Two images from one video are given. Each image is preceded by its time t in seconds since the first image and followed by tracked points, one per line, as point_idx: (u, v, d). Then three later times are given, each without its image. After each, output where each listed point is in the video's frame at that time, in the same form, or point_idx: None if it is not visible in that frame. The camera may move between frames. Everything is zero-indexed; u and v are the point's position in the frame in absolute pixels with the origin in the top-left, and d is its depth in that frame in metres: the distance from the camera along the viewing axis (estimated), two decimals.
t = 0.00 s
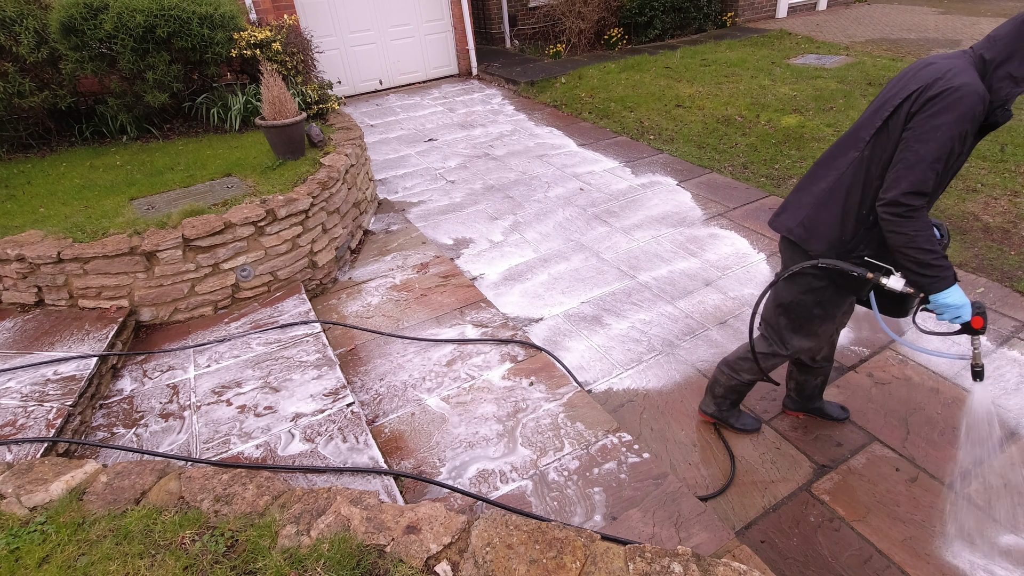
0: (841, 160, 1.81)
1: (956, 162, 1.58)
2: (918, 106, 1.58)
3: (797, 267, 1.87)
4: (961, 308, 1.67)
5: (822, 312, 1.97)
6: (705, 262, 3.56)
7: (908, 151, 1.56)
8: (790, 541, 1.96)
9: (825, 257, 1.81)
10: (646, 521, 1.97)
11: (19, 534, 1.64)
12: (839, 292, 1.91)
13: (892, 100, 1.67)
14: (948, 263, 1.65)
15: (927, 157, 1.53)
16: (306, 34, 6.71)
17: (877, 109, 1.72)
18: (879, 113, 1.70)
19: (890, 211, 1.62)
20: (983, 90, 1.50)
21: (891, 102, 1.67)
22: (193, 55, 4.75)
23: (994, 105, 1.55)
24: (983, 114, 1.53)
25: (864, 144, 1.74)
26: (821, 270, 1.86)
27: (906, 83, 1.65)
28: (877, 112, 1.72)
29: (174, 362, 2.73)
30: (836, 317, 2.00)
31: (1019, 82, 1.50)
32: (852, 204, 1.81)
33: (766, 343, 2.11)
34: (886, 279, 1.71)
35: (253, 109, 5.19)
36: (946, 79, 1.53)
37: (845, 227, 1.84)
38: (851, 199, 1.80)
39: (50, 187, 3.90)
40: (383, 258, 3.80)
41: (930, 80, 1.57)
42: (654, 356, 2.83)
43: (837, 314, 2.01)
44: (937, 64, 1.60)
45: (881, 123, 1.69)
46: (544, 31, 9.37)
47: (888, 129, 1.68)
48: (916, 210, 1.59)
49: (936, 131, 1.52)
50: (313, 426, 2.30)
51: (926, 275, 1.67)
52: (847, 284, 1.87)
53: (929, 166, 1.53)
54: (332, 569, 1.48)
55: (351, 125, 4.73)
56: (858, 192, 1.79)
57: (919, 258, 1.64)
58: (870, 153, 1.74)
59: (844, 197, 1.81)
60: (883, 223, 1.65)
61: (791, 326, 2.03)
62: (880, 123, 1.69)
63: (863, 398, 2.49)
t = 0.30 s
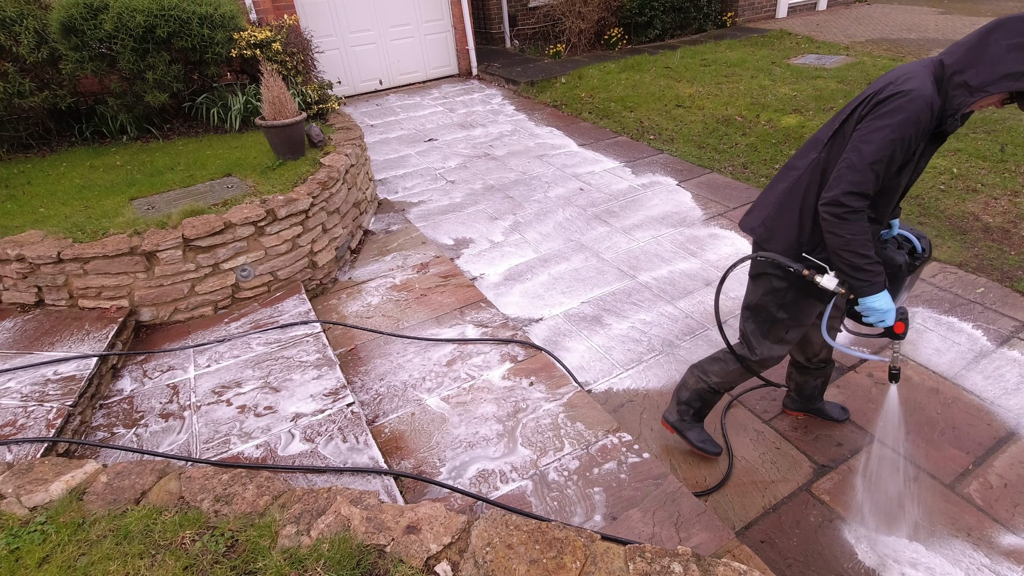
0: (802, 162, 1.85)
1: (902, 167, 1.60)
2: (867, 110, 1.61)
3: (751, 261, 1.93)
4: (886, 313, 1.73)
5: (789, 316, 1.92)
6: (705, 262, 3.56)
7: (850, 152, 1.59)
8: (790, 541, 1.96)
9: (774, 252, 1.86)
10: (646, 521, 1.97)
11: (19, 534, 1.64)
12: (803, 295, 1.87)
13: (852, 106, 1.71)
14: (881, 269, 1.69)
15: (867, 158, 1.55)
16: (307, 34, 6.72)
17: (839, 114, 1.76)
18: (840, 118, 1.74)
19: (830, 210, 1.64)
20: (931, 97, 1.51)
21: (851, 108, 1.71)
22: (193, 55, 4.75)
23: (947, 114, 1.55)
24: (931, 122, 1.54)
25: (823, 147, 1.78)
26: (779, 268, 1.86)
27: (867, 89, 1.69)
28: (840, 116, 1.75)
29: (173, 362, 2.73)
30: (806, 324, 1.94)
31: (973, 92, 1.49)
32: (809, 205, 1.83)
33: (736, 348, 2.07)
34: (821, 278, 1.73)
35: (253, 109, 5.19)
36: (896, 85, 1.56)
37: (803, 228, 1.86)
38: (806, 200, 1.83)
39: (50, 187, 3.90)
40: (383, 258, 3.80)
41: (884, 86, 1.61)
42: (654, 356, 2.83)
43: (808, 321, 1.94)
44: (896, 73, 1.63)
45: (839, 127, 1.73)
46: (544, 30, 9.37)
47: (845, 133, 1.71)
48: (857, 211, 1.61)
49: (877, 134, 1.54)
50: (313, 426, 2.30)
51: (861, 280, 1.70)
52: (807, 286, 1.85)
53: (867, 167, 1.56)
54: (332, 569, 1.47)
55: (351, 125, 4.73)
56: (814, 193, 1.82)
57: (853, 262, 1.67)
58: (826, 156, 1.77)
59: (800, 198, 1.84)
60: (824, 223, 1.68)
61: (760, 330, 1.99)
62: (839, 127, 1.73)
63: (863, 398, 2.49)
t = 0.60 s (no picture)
0: (748, 187, 1.78)
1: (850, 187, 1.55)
2: (808, 133, 1.55)
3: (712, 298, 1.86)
4: (858, 343, 1.63)
5: (760, 344, 1.89)
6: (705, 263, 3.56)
7: (797, 178, 1.53)
8: (790, 542, 1.96)
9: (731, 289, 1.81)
10: (646, 522, 1.97)
11: (19, 534, 1.64)
12: (775, 324, 1.84)
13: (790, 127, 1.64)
14: (846, 296, 1.60)
15: (816, 185, 1.49)
16: (307, 34, 6.72)
17: (778, 136, 1.70)
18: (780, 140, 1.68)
19: (786, 241, 1.57)
20: (870, 118, 1.47)
21: (789, 130, 1.65)
22: (193, 55, 4.75)
23: (886, 132, 1.53)
24: (873, 140, 1.50)
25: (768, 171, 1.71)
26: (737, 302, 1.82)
27: (803, 110, 1.63)
28: (779, 138, 1.69)
29: (173, 362, 2.73)
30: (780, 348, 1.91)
31: (908, 110, 1.47)
32: (763, 233, 1.76)
33: (714, 383, 2.03)
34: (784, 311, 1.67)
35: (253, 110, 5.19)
36: (834, 106, 1.51)
37: (759, 257, 1.80)
38: (760, 228, 1.76)
39: (50, 187, 3.91)
40: (383, 258, 3.80)
41: (821, 106, 1.55)
42: (654, 356, 2.83)
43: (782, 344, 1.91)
44: (829, 91, 1.58)
45: (781, 151, 1.66)
46: (544, 30, 9.37)
47: (788, 156, 1.65)
48: (812, 239, 1.55)
49: (822, 158, 1.49)
50: (313, 426, 2.30)
51: (825, 310, 1.61)
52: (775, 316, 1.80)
53: (818, 192, 1.50)
54: (332, 569, 1.47)
55: (351, 125, 4.74)
56: (766, 221, 1.75)
57: (815, 292, 1.60)
58: (773, 181, 1.70)
59: (754, 226, 1.76)
60: (780, 253, 1.60)
61: (735, 361, 1.96)
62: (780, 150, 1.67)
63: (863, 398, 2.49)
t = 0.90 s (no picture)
0: (708, 187, 1.74)
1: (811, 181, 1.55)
2: (768, 128, 1.54)
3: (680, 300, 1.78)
4: (835, 331, 1.65)
5: (732, 344, 1.87)
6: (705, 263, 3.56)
7: (762, 173, 1.50)
8: (791, 542, 1.96)
9: (702, 284, 1.75)
10: (646, 522, 1.97)
11: (19, 534, 1.64)
12: (750, 322, 1.81)
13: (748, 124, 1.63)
14: (821, 286, 1.60)
15: (782, 179, 1.47)
16: (307, 34, 6.72)
17: (735, 133, 1.67)
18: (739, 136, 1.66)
19: (755, 237, 1.54)
20: (830, 111, 1.47)
21: (746, 126, 1.63)
22: (193, 55, 4.75)
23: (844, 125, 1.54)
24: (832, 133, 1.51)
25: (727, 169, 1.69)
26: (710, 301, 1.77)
27: (759, 106, 1.61)
28: (737, 135, 1.66)
29: (173, 362, 2.73)
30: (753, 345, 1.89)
31: (864, 104, 1.49)
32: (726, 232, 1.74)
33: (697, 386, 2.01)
34: (764, 304, 1.64)
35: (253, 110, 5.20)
36: (794, 100, 1.50)
37: (720, 259, 1.78)
38: (723, 228, 1.74)
39: (50, 187, 3.91)
40: (383, 258, 3.80)
41: (780, 102, 1.54)
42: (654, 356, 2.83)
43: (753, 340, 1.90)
44: (785, 86, 1.57)
45: (741, 148, 1.64)
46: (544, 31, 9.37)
47: (748, 153, 1.63)
48: (783, 232, 1.52)
49: (786, 152, 1.47)
50: (313, 426, 2.30)
51: (806, 301, 1.60)
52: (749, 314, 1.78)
53: (783, 185, 1.48)
54: (332, 569, 1.47)
55: (351, 125, 4.74)
56: (728, 220, 1.72)
57: (794, 285, 1.57)
58: (733, 179, 1.68)
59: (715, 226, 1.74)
60: (752, 250, 1.57)
61: (711, 361, 1.93)
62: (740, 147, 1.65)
63: (863, 398, 2.49)
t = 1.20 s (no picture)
0: (662, 180, 1.76)
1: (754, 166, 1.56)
2: (710, 116, 1.57)
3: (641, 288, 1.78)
4: (785, 287, 1.70)
5: (693, 334, 1.86)
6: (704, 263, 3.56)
7: (701, 154, 1.52)
8: (791, 542, 1.96)
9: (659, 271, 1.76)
10: (646, 522, 1.97)
11: (19, 534, 1.64)
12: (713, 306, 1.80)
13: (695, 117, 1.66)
14: (765, 250, 1.63)
15: (718, 158, 1.49)
16: (307, 35, 6.72)
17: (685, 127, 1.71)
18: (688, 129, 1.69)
19: (698, 215, 1.54)
20: (763, 98, 1.51)
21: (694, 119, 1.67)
22: (193, 55, 4.75)
23: (783, 114, 1.56)
24: (770, 120, 1.53)
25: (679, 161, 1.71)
26: (664, 292, 1.79)
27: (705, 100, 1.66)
28: (686, 128, 1.70)
29: (174, 362, 2.73)
30: (716, 333, 1.86)
31: (802, 93, 1.52)
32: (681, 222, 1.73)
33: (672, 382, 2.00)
34: (716, 277, 1.67)
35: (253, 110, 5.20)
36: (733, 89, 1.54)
37: (680, 246, 1.76)
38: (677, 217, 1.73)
39: (50, 187, 3.91)
40: (383, 258, 3.80)
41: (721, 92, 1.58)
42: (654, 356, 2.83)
43: (716, 329, 1.89)
44: (729, 80, 1.62)
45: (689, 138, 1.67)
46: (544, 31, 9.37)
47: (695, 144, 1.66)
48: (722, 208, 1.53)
49: (723, 134, 1.49)
50: (313, 426, 2.30)
51: (755, 267, 1.62)
52: (705, 300, 1.77)
53: (718, 166, 1.49)
54: (332, 569, 1.47)
55: (351, 125, 4.74)
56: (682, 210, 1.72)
57: (742, 254, 1.59)
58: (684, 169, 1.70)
59: (669, 216, 1.74)
60: (698, 229, 1.57)
61: (678, 352, 1.91)
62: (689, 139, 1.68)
63: (863, 398, 2.49)
